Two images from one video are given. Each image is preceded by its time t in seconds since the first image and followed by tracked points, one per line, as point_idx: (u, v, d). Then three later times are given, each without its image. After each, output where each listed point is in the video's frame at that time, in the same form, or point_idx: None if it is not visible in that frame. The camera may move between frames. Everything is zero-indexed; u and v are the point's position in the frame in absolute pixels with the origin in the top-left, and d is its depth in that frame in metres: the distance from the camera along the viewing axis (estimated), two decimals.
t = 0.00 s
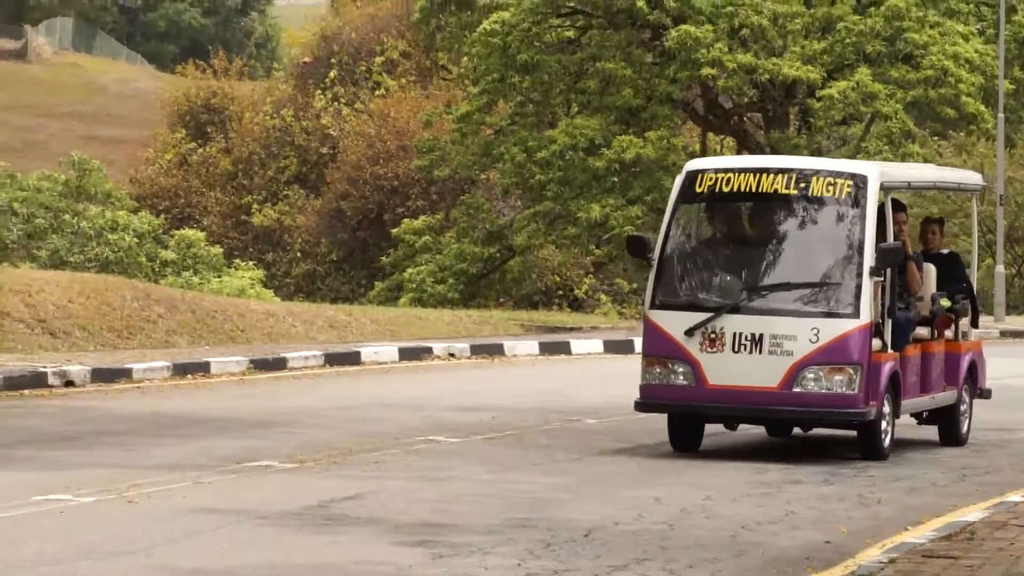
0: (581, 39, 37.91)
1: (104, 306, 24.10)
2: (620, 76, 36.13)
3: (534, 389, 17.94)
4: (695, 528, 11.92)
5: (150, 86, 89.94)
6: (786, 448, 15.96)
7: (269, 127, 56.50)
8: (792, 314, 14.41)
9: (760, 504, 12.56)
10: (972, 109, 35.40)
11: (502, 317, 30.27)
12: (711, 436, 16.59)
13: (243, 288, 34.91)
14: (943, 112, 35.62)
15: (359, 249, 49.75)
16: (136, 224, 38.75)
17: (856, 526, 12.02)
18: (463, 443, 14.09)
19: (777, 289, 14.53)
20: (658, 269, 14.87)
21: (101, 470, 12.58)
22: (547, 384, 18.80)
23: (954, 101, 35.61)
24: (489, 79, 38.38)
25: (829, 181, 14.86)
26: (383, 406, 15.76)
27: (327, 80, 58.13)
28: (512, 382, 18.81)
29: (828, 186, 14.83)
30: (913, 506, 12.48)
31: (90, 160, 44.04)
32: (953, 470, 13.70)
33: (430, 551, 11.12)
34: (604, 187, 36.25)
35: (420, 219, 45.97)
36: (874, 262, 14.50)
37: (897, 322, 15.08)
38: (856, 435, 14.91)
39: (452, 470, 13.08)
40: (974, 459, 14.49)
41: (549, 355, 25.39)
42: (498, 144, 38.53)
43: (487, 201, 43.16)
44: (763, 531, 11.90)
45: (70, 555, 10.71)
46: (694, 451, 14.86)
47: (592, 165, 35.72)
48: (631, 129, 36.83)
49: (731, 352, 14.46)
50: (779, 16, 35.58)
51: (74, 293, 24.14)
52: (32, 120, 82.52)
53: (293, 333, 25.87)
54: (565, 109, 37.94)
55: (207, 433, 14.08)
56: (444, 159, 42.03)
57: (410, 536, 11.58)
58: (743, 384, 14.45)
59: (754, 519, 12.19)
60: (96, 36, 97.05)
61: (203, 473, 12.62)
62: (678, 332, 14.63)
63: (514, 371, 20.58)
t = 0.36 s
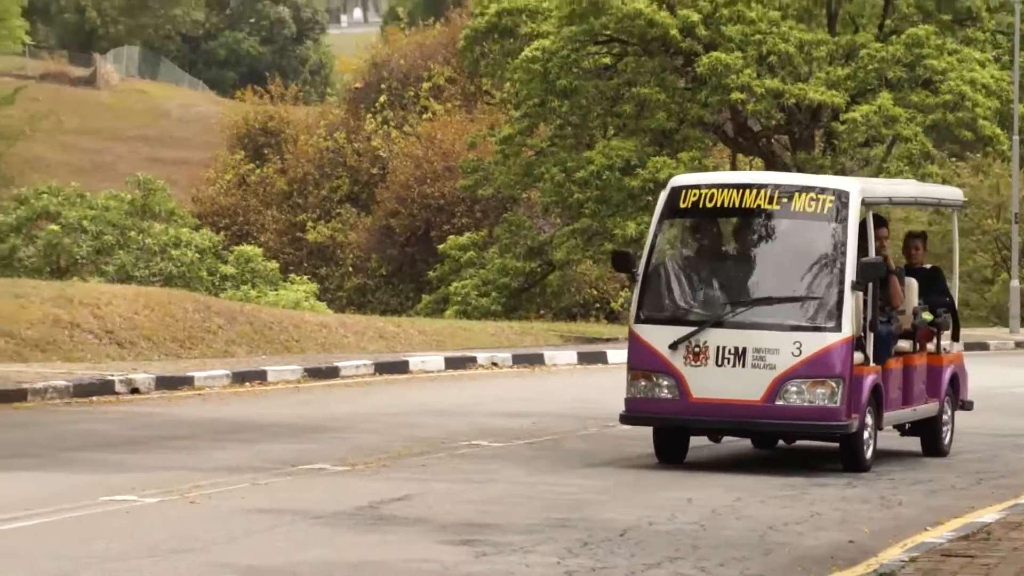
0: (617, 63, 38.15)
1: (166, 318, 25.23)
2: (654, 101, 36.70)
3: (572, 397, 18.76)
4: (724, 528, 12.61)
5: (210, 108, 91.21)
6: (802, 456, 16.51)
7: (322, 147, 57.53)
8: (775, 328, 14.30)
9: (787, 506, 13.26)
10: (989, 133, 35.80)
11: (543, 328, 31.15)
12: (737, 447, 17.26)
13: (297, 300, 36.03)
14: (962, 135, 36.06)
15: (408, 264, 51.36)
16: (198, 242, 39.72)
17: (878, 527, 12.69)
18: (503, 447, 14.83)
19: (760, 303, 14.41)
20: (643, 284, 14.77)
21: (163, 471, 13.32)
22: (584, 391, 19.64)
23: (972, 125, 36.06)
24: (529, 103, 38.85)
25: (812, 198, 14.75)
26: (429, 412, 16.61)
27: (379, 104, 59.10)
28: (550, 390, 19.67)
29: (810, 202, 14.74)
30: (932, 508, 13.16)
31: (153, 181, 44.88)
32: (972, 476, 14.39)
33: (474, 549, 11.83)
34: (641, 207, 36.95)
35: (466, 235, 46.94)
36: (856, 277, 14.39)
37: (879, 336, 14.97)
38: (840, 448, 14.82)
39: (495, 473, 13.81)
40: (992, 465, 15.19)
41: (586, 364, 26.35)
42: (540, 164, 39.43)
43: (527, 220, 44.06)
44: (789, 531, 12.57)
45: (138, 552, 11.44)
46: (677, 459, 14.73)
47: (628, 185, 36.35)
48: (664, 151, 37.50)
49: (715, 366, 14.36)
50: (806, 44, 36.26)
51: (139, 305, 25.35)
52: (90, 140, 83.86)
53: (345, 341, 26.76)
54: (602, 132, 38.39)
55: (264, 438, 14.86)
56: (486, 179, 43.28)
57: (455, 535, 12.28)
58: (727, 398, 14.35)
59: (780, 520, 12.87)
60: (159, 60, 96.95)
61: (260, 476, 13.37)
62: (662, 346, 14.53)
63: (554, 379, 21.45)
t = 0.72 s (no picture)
0: (658, 65, 38.56)
1: (225, 309, 25.82)
2: (694, 99, 37.25)
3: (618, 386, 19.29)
4: (762, 512, 13.08)
5: (266, 108, 91.94)
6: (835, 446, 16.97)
7: (374, 146, 58.28)
8: (767, 320, 14.26)
9: (823, 491, 13.73)
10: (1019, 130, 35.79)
11: (586, 321, 31.62)
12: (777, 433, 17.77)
13: (352, 292, 36.68)
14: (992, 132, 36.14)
15: (456, 257, 52.03)
16: (256, 234, 40.24)
17: (911, 510, 13.15)
18: (550, 432, 15.37)
19: (752, 295, 14.36)
20: (635, 276, 14.75)
21: (221, 456, 13.87)
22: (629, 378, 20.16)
23: (1002, 122, 36.12)
24: (575, 102, 39.51)
25: (805, 189, 14.70)
26: (480, 400, 17.15)
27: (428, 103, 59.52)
28: (597, 378, 20.21)
29: (803, 194, 14.68)
30: (963, 492, 13.61)
31: (212, 177, 45.97)
32: (1003, 463, 14.83)
33: (521, 532, 12.32)
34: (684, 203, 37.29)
35: (512, 228, 47.58)
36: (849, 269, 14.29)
37: (873, 329, 14.94)
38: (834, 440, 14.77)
39: (542, 459, 14.34)
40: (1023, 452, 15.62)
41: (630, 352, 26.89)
42: (585, 161, 39.75)
43: (573, 215, 44.51)
44: (825, 515, 13.04)
45: (197, 534, 11.95)
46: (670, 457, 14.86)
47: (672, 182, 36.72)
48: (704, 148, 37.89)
49: (706, 359, 14.33)
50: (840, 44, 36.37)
51: (200, 295, 25.94)
52: (147, 138, 84.74)
53: (396, 331, 27.44)
54: (645, 129, 38.82)
55: (322, 424, 15.43)
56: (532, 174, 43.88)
57: (501, 518, 12.79)
58: (720, 390, 14.31)
59: (818, 504, 13.33)
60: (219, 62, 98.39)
61: (316, 460, 13.93)
62: (654, 338, 14.51)
63: (601, 367, 22.00)
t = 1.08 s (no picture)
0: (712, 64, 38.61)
1: (296, 302, 26.54)
2: (746, 98, 37.43)
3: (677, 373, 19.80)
4: (816, 497, 13.53)
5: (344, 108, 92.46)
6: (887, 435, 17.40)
7: (438, 143, 58.44)
8: (775, 312, 14.07)
9: (875, 476, 14.18)
10: None
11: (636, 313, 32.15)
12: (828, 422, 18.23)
13: (418, 284, 37.36)
14: None
15: (517, 250, 52.66)
16: (324, 228, 41.12)
17: (961, 495, 13.56)
18: (610, 420, 15.92)
19: (760, 288, 14.16)
20: (641, 266, 14.55)
21: (291, 442, 14.41)
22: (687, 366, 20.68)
23: None
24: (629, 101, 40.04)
25: (812, 179, 14.50)
26: (540, 387, 17.71)
27: (488, 102, 60.08)
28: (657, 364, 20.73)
29: (811, 184, 14.48)
30: (1013, 477, 14.02)
31: (281, 173, 46.47)
32: None
33: (581, 516, 12.78)
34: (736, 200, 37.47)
35: (577, 223, 48.14)
36: (859, 261, 14.15)
37: (881, 322, 14.89)
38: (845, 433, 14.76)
39: (601, 446, 14.85)
40: None
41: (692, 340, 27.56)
42: (640, 157, 40.14)
43: (632, 210, 45.04)
44: (877, 499, 13.47)
45: (269, 517, 12.48)
46: (676, 451, 14.92)
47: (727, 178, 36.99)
48: (755, 144, 38.10)
49: (714, 351, 14.15)
50: (890, 43, 36.49)
51: (270, 288, 26.60)
52: (219, 136, 85.27)
53: (460, 321, 28.18)
54: (699, 126, 39.05)
55: (389, 413, 16.01)
56: (590, 169, 44.46)
57: (564, 502, 13.27)
58: (727, 383, 14.13)
59: (871, 489, 13.77)
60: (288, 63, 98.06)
61: (383, 445, 14.49)
62: (661, 330, 14.31)
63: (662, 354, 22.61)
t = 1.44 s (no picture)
0: (770, 75, 39.36)
1: (360, 308, 27.88)
2: (803, 108, 38.17)
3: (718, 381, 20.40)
4: (870, 501, 13.73)
5: (398, 117, 91.92)
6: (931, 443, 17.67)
7: (501, 154, 57.90)
8: (785, 320, 13.31)
9: (927, 482, 14.41)
10: None
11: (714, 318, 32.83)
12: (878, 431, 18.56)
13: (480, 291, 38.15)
14: None
15: (576, 259, 52.54)
16: (387, 237, 41.40)
17: (1013, 500, 13.77)
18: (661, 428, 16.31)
19: (769, 295, 13.42)
20: (646, 273, 13.84)
21: (354, 447, 14.70)
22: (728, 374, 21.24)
23: None
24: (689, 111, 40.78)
25: (825, 183, 13.77)
26: (588, 393, 18.31)
27: (550, 112, 59.86)
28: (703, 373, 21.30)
29: (823, 189, 13.76)
30: None
31: (346, 182, 46.76)
32: None
33: (638, 519, 12.95)
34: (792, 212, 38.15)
35: (630, 231, 48.73)
36: (872, 268, 13.41)
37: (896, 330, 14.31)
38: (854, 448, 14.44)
39: (655, 454, 15.12)
40: None
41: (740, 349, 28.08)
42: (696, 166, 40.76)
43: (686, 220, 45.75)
44: (932, 504, 13.68)
45: (330, 519, 12.61)
46: (686, 462, 14.81)
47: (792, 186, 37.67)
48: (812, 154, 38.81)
49: (721, 361, 13.40)
50: (945, 54, 37.50)
51: (335, 295, 27.95)
52: (289, 146, 85.02)
53: (520, 327, 29.63)
54: (757, 135, 39.86)
55: (451, 419, 16.41)
56: (650, 178, 45.06)
57: (622, 506, 13.49)
58: (734, 394, 13.39)
59: (924, 494, 13.98)
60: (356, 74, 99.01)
61: (444, 450, 14.76)
62: (667, 339, 13.58)
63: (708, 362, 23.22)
